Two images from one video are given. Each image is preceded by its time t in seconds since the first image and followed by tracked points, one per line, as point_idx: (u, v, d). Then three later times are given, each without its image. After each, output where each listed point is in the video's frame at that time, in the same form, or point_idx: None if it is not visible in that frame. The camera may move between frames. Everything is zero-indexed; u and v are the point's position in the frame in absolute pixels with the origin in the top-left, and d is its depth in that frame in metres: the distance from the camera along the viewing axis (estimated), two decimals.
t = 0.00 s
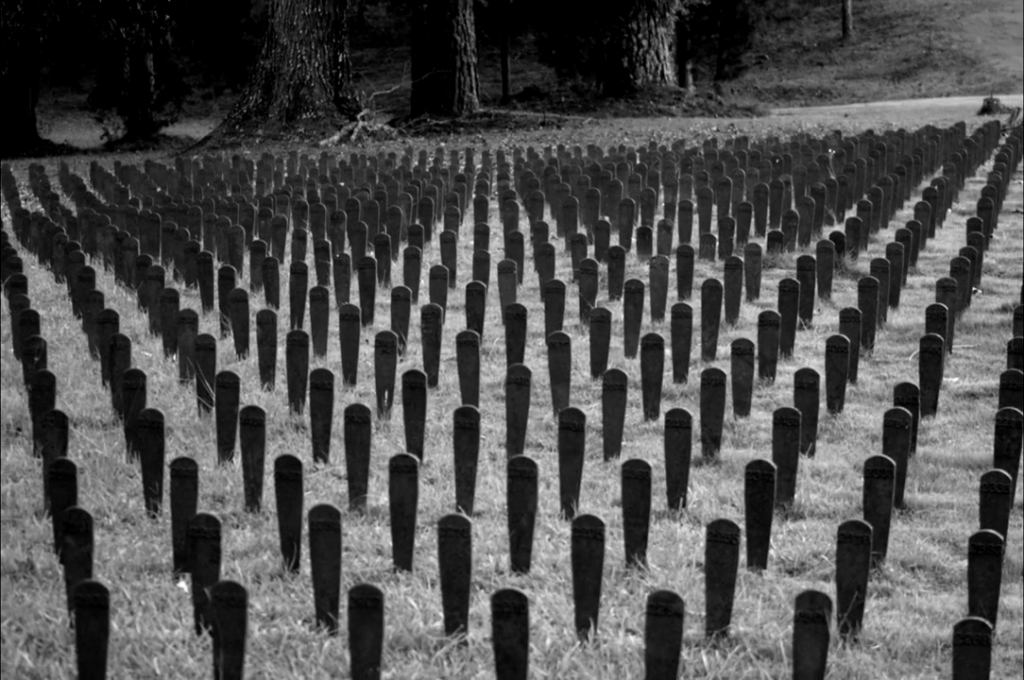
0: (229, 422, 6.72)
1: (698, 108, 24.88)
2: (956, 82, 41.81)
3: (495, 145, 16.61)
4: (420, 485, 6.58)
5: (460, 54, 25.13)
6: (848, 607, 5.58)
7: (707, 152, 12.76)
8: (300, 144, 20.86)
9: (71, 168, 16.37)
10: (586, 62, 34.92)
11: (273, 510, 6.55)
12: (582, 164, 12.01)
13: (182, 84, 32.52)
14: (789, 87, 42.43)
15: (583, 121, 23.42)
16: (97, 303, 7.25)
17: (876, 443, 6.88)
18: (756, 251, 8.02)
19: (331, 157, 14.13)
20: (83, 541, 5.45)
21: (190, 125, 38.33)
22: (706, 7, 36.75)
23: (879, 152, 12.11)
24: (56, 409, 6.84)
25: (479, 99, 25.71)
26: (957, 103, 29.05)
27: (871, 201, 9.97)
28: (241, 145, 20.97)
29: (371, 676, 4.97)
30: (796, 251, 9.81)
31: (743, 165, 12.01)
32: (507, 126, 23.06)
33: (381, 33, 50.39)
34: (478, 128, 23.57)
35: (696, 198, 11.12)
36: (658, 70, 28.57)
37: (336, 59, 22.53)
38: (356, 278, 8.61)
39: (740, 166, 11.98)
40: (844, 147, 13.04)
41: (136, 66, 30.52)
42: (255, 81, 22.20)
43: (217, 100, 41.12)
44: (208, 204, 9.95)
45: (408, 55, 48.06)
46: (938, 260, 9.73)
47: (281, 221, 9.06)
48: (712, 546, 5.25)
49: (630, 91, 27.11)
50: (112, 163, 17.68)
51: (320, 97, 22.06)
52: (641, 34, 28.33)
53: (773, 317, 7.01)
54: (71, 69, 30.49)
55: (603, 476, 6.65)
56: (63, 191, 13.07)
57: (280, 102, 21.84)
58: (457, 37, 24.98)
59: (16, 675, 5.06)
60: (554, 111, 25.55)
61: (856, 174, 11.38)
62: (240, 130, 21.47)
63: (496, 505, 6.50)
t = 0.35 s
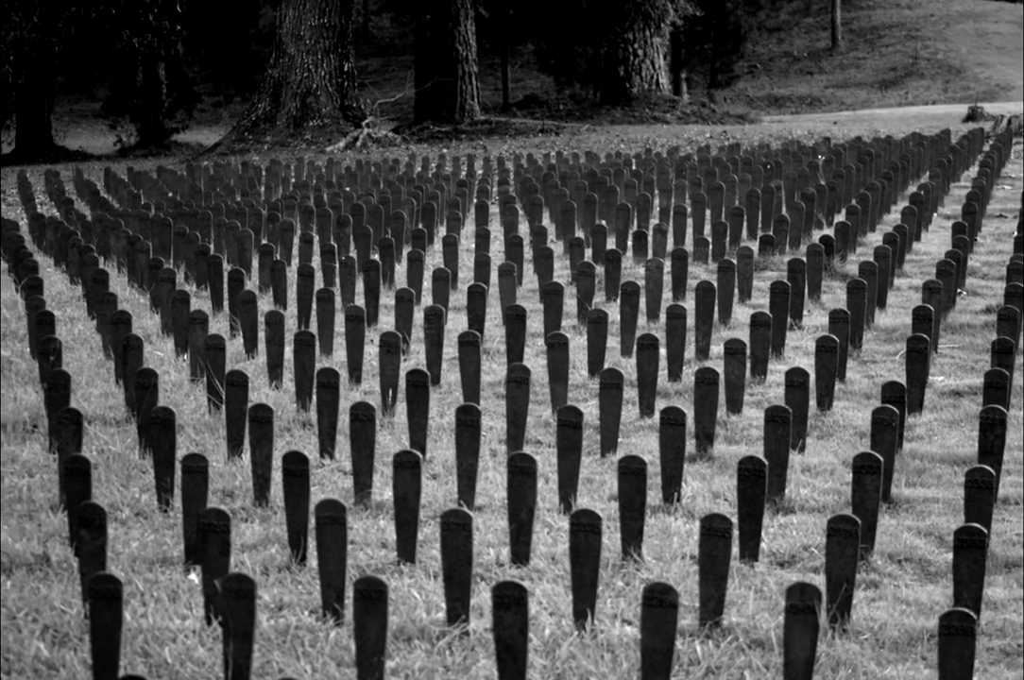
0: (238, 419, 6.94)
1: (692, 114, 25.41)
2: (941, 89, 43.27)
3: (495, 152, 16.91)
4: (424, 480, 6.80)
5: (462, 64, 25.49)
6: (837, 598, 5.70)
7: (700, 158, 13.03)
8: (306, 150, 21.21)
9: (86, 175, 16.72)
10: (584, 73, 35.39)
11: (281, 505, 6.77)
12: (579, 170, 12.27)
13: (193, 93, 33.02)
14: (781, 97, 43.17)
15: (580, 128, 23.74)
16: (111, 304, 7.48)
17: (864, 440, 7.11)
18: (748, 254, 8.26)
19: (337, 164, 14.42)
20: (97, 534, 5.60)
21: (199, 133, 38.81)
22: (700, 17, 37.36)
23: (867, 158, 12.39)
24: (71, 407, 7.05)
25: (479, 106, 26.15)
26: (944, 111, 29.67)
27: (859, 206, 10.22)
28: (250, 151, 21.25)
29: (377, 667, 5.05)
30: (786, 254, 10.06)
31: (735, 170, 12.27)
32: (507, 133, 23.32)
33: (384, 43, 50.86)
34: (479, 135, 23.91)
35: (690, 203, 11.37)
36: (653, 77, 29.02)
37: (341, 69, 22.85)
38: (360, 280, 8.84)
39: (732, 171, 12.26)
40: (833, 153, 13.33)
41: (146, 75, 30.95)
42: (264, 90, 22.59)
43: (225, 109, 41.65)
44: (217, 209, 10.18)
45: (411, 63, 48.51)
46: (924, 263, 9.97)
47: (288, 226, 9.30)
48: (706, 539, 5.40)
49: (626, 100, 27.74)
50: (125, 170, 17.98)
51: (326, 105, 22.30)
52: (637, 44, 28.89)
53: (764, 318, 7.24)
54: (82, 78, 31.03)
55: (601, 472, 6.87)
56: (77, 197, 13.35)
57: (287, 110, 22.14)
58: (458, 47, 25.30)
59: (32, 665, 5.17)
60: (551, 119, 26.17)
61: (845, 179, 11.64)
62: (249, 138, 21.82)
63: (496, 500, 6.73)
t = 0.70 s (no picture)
0: (247, 416, 7.16)
1: (686, 123, 25.81)
2: (927, 98, 44.37)
3: (495, 159, 17.19)
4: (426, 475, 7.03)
5: (464, 73, 25.78)
6: (827, 590, 5.93)
7: (695, 163, 13.28)
8: (313, 157, 21.50)
9: (101, 179, 17.04)
10: (582, 79, 35.76)
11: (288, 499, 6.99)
12: (577, 175, 12.52)
13: (203, 99, 33.40)
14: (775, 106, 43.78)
15: (579, 134, 24.00)
16: (123, 305, 7.71)
17: (852, 437, 7.34)
18: (741, 257, 8.49)
19: (343, 169, 14.70)
20: (111, 528, 5.80)
21: (207, 140, 39.20)
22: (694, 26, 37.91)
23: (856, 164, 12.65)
24: (85, 405, 7.28)
25: (480, 114, 26.49)
26: (932, 117, 30.15)
27: (848, 210, 10.47)
28: (258, 159, 21.53)
29: (381, 657, 5.21)
30: (778, 257, 10.30)
31: (728, 176, 12.52)
32: (508, 139, 23.55)
33: (388, 52, 51.27)
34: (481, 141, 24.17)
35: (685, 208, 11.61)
36: (648, 86, 29.85)
37: (348, 78, 22.99)
38: (365, 281, 9.08)
39: (726, 177, 12.52)
40: (823, 159, 13.59)
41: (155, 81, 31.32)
42: (272, 98, 22.78)
43: (234, 116, 42.08)
44: (226, 213, 10.43)
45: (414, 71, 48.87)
46: (912, 265, 10.21)
47: (296, 230, 9.54)
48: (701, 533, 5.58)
49: (622, 107, 28.17)
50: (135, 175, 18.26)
51: (333, 113, 22.52)
52: (632, 54, 29.44)
53: (757, 319, 7.46)
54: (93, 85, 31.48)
55: (598, 467, 7.09)
56: (91, 201, 13.62)
57: (295, 118, 22.36)
58: (461, 57, 25.54)
59: (48, 655, 5.39)
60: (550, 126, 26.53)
61: (835, 184, 11.89)
62: (257, 144, 22.14)
63: (496, 494, 6.95)
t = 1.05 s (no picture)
0: (255, 413, 7.38)
1: (681, 129, 26.10)
2: (915, 107, 44.99)
3: (494, 164, 17.43)
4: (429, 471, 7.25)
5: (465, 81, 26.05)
6: (817, 582, 6.09)
7: (689, 170, 13.53)
8: (319, 163, 21.76)
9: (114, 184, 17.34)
10: (580, 87, 36.09)
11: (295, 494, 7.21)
12: (575, 181, 12.77)
13: (211, 106, 33.72)
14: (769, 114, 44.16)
15: (577, 140, 24.24)
16: (135, 306, 7.94)
17: (842, 434, 7.57)
18: (734, 260, 8.72)
19: (348, 175, 14.96)
20: (123, 523, 5.99)
21: (216, 147, 39.63)
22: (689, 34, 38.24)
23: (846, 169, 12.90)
24: (98, 403, 7.50)
25: (482, 121, 26.71)
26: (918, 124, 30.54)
27: (838, 214, 10.72)
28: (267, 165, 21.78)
29: (386, 647, 5.39)
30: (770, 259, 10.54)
31: (722, 181, 12.78)
32: (508, 145, 23.80)
33: (392, 61, 51.69)
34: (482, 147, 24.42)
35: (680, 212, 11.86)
36: (645, 94, 30.00)
37: (352, 85, 23.32)
38: (369, 283, 9.31)
39: (719, 182, 12.77)
40: (814, 165, 13.85)
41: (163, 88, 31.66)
42: (279, 105, 23.10)
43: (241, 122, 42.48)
44: (235, 217, 10.68)
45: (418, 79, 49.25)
46: (900, 267, 10.45)
47: (302, 234, 9.79)
48: (695, 527, 5.78)
49: (620, 114, 28.43)
50: (147, 180, 18.52)
51: (338, 119, 22.77)
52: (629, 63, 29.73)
53: (749, 319, 7.69)
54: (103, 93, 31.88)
55: (595, 463, 7.31)
56: (103, 206, 13.89)
57: (302, 124, 22.64)
58: (462, 65, 25.81)
59: (62, 646, 5.54)
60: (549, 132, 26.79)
61: (825, 189, 12.15)
62: (266, 151, 22.40)
63: (497, 490, 7.17)
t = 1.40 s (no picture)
0: (263, 411, 7.62)
1: (675, 135, 26.39)
2: (902, 113, 45.20)
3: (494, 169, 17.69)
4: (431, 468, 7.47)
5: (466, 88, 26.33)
6: (808, 575, 6.29)
7: (684, 175, 13.79)
8: (324, 168, 21.98)
9: (124, 190, 17.61)
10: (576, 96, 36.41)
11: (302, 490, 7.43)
12: (572, 185, 13.02)
13: (216, 111, 34.00)
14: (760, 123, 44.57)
15: (575, 146, 24.47)
16: (146, 307, 8.17)
17: (832, 431, 7.80)
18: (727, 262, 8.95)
19: (352, 180, 15.23)
20: (134, 517, 6.20)
21: (222, 152, 40.02)
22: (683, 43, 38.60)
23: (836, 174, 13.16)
24: (111, 400, 7.74)
25: (483, 128, 26.94)
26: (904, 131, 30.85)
27: (828, 218, 10.96)
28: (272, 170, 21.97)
29: (390, 637, 5.59)
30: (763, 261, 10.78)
31: (716, 186, 13.03)
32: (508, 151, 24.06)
33: (396, 69, 52.01)
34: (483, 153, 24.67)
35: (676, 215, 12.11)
36: (641, 101, 30.44)
37: (357, 93, 23.50)
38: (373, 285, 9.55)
39: (713, 187, 13.02)
40: (805, 170, 14.11)
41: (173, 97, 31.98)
42: (287, 113, 23.39)
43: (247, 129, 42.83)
44: (243, 220, 10.93)
45: (421, 87, 49.58)
46: (888, 269, 10.68)
47: (308, 237, 10.03)
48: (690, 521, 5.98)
49: (616, 120, 28.70)
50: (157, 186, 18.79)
51: (343, 125, 22.98)
52: (625, 71, 30.18)
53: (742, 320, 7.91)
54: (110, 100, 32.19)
55: (593, 460, 7.54)
56: (115, 210, 14.16)
57: (307, 131, 22.86)
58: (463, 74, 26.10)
59: (75, 636, 5.73)
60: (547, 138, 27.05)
61: (817, 193, 12.40)
62: (272, 157, 22.61)
63: (497, 485, 7.40)
